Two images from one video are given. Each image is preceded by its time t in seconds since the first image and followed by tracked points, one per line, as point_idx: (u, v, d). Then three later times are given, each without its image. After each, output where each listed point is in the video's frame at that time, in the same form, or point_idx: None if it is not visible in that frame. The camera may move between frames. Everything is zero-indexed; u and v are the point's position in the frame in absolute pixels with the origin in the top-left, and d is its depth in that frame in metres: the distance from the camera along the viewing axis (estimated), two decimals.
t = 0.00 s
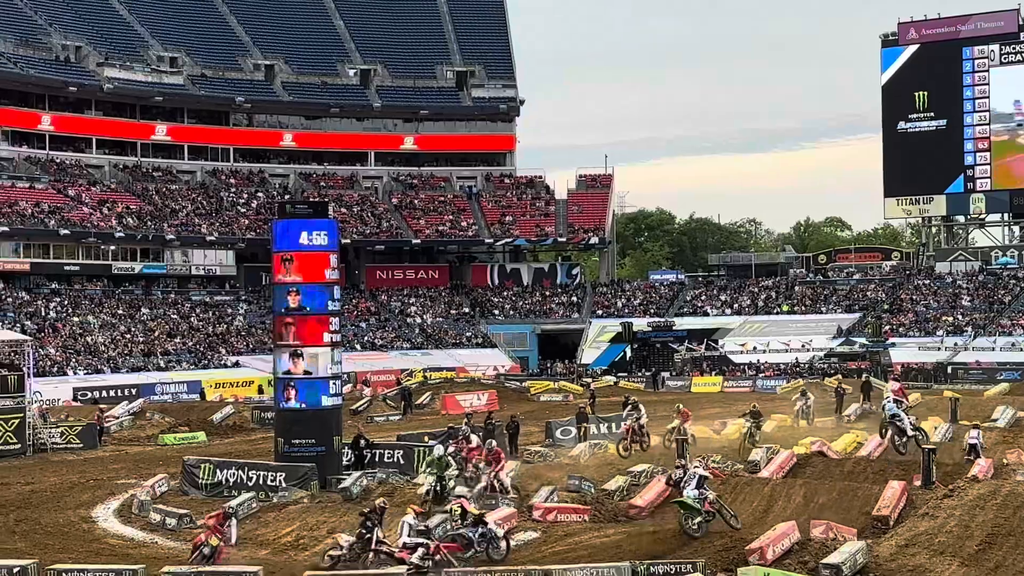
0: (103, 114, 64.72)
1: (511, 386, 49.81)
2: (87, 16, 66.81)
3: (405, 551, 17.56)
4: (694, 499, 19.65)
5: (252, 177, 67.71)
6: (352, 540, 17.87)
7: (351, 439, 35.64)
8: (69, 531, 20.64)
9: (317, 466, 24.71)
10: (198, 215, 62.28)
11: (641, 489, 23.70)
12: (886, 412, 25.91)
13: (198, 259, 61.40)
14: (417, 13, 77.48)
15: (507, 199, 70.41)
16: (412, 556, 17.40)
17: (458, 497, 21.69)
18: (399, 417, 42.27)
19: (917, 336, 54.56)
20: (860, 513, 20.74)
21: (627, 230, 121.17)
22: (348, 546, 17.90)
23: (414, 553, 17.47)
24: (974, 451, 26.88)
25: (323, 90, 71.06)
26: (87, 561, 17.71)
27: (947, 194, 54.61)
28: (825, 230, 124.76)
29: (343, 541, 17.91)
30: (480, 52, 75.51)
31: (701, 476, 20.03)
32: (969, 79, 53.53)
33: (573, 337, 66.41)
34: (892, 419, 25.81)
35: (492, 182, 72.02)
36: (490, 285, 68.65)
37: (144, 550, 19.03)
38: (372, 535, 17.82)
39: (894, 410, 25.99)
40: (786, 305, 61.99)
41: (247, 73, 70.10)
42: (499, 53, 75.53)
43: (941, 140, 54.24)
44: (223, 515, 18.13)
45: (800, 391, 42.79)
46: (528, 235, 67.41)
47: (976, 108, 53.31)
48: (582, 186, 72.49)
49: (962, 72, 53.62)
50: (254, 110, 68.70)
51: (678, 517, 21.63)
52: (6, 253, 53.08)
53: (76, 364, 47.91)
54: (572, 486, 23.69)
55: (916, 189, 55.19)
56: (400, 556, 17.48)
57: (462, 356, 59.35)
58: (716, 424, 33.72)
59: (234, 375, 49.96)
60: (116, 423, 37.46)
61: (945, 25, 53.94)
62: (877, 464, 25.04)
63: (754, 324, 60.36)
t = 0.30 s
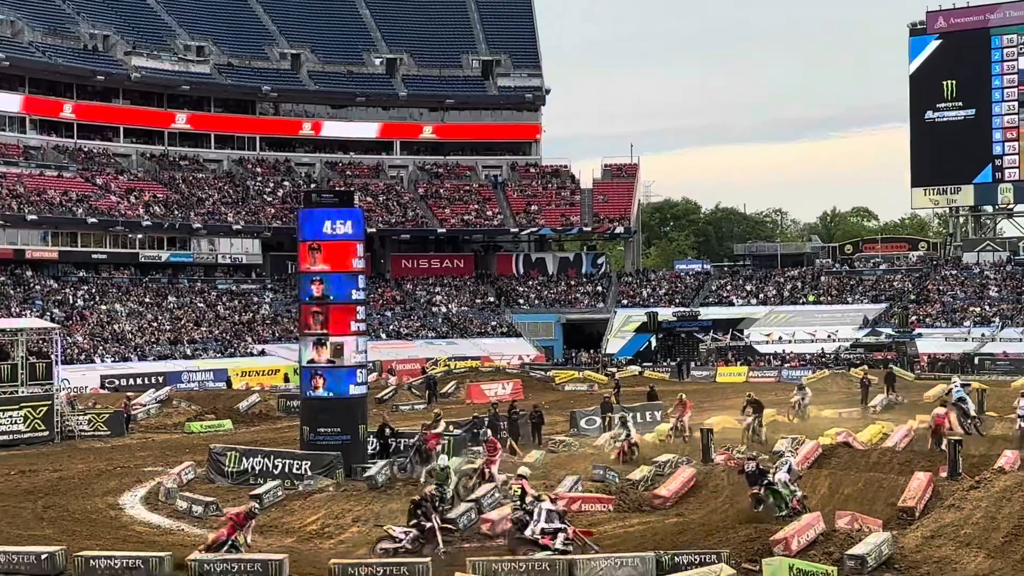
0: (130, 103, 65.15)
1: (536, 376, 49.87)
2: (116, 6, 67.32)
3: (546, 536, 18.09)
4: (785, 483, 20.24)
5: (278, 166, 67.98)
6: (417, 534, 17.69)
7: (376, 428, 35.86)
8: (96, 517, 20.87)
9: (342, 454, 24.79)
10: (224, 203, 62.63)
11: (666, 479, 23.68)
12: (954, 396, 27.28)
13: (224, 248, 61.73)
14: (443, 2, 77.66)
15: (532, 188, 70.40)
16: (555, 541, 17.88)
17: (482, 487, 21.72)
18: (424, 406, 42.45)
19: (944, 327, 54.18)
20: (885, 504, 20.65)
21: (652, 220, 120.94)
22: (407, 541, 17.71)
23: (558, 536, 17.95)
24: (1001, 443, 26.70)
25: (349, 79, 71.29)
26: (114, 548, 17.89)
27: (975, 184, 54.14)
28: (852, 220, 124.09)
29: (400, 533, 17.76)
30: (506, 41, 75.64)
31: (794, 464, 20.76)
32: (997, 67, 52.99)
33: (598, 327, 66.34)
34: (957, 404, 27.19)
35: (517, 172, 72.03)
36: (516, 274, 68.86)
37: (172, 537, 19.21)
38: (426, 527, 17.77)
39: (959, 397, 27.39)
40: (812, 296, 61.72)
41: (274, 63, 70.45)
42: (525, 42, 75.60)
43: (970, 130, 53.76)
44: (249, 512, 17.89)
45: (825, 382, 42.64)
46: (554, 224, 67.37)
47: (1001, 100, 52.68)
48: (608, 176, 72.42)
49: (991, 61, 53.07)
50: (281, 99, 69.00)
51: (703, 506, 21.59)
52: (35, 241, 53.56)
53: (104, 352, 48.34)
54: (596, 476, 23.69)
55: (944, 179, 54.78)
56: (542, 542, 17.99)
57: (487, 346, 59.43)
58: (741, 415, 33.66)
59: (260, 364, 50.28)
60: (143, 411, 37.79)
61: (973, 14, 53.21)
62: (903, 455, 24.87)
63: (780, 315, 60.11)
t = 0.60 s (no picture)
0: (154, 88, 65.43)
1: (558, 362, 49.88)
2: None
3: (676, 510, 18.04)
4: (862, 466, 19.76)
5: (302, 151, 68.15)
6: (497, 520, 17.66)
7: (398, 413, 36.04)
8: (121, 501, 21.09)
9: (365, 439, 24.89)
10: (248, 189, 62.91)
11: (688, 466, 23.66)
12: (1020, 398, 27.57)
13: (247, 234, 61.97)
14: None
15: (555, 174, 70.34)
16: (687, 517, 17.90)
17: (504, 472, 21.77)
18: (446, 392, 42.58)
19: (968, 315, 53.79)
20: (909, 493, 20.57)
21: (675, 206, 120.65)
22: (489, 530, 17.72)
23: (687, 511, 17.99)
24: None
25: (372, 65, 71.40)
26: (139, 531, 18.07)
27: (1002, 172, 53.70)
28: (876, 207, 123.38)
29: (477, 521, 17.77)
30: (530, 28, 75.71)
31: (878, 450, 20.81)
32: None
33: (621, 314, 66.26)
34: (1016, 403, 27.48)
35: (540, 158, 71.99)
36: (539, 261, 68.96)
37: (196, 521, 19.40)
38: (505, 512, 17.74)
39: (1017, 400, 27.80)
40: (836, 283, 61.41)
41: (298, 48, 70.70)
42: (549, 29, 75.59)
43: (996, 117, 53.28)
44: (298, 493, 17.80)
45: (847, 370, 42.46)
46: (577, 211, 67.28)
47: None
48: (631, 162, 72.28)
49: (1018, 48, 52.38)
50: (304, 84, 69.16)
51: (725, 492, 21.57)
52: (60, 226, 53.95)
53: (128, 336, 48.70)
54: (618, 463, 23.70)
55: (970, 166, 54.36)
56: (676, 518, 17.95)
57: (510, 332, 59.45)
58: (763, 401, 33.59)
59: (283, 349, 50.53)
60: (167, 395, 38.09)
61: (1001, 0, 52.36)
62: (927, 443, 24.73)
63: (803, 302, 59.83)
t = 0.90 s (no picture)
0: (173, 74, 65.63)
1: (575, 349, 49.86)
2: None
3: (764, 468, 19.48)
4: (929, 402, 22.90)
5: (320, 137, 68.29)
6: (596, 505, 17.31)
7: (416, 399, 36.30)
8: (139, 485, 21.25)
9: (382, 425, 24.95)
10: (266, 174, 63.15)
11: (704, 454, 23.68)
12: None
13: (265, 220, 62.14)
14: None
15: (573, 161, 70.31)
16: (776, 475, 19.40)
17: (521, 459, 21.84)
18: (463, 378, 42.68)
19: (987, 304, 53.47)
20: (926, 481, 20.49)
21: (693, 194, 120.46)
22: (586, 515, 17.38)
23: (775, 470, 19.43)
24: None
25: (391, 51, 71.45)
26: (158, 515, 18.22)
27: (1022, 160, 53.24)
28: (895, 195, 122.77)
29: (571, 506, 17.44)
30: (549, 15, 75.70)
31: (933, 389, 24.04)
32: None
33: (638, 301, 66.17)
34: None
35: (558, 145, 71.96)
36: (556, 247, 68.90)
37: (214, 505, 19.54)
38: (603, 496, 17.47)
39: None
40: (854, 271, 61.16)
41: (316, 34, 70.88)
42: (567, 16, 75.58)
43: (1017, 104, 52.92)
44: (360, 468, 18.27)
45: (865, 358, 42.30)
46: (594, 197, 67.20)
47: None
48: (649, 150, 72.17)
49: None
50: (323, 71, 69.27)
51: (742, 479, 21.55)
52: (79, 212, 54.27)
53: (146, 321, 49.01)
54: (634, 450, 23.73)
55: (991, 153, 53.97)
56: (765, 476, 19.39)
57: (527, 319, 59.44)
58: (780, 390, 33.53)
59: (300, 335, 50.75)
60: (185, 379, 38.35)
61: None
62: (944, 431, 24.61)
63: (821, 290, 59.61)
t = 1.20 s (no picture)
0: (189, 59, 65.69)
1: (590, 335, 49.79)
2: None
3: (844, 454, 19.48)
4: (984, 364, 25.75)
5: (335, 123, 68.34)
6: (695, 484, 17.45)
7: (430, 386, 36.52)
8: (154, 469, 21.38)
9: (397, 410, 25.02)
10: (281, 160, 63.26)
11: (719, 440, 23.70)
12: None
13: (281, 205, 62.26)
14: None
15: (588, 148, 70.19)
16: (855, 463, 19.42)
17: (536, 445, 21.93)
18: (477, 364, 42.72)
19: (1004, 292, 53.18)
20: (941, 468, 20.41)
21: (708, 181, 120.17)
22: (687, 496, 17.53)
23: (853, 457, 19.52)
24: None
25: (406, 37, 71.40)
26: (172, 500, 18.32)
27: None
28: (911, 182, 122.14)
29: (672, 489, 17.49)
30: (564, 2, 75.57)
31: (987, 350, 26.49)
32: None
33: (653, 288, 66.06)
34: None
35: (574, 131, 71.84)
36: (571, 234, 68.99)
37: (228, 490, 19.64)
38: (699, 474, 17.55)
39: None
40: (869, 259, 60.92)
41: (331, 20, 70.96)
42: (582, 2, 75.44)
43: None
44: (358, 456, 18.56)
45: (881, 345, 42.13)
46: (609, 184, 67.07)
47: None
48: (664, 136, 71.99)
49: None
50: (338, 56, 69.26)
51: (757, 467, 21.50)
52: (95, 196, 54.46)
53: (162, 306, 49.19)
54: (649, 436, 23.75)
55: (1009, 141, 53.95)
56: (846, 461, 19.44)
57: (542, 305, 59.39)
58: (795, 378, 33.48)
59: (315, 320, 50.88)
60: (200, 365, 38.52)
61: None
62: (960, 419, 24.52)
63: (837, 278, 59.37)
